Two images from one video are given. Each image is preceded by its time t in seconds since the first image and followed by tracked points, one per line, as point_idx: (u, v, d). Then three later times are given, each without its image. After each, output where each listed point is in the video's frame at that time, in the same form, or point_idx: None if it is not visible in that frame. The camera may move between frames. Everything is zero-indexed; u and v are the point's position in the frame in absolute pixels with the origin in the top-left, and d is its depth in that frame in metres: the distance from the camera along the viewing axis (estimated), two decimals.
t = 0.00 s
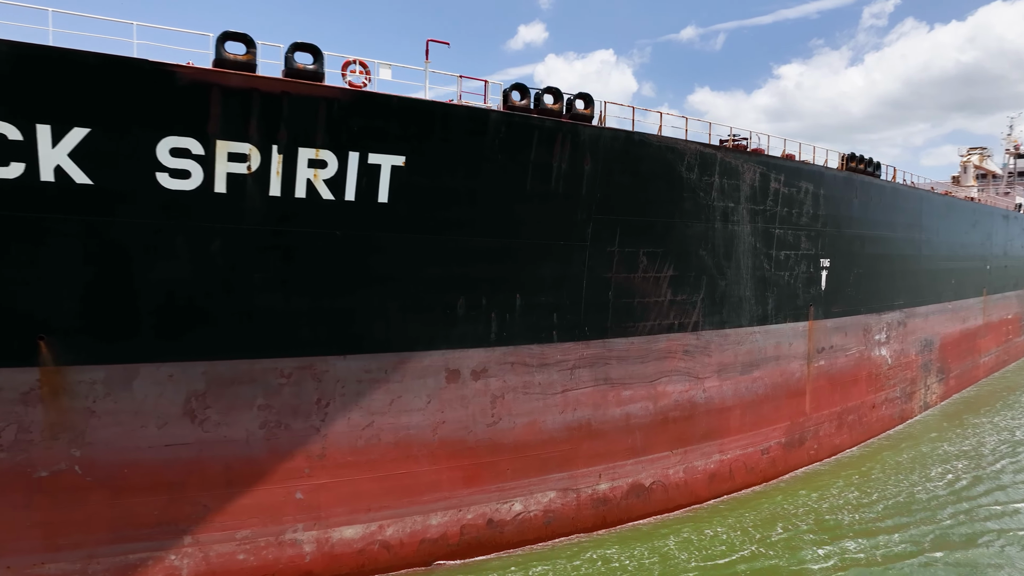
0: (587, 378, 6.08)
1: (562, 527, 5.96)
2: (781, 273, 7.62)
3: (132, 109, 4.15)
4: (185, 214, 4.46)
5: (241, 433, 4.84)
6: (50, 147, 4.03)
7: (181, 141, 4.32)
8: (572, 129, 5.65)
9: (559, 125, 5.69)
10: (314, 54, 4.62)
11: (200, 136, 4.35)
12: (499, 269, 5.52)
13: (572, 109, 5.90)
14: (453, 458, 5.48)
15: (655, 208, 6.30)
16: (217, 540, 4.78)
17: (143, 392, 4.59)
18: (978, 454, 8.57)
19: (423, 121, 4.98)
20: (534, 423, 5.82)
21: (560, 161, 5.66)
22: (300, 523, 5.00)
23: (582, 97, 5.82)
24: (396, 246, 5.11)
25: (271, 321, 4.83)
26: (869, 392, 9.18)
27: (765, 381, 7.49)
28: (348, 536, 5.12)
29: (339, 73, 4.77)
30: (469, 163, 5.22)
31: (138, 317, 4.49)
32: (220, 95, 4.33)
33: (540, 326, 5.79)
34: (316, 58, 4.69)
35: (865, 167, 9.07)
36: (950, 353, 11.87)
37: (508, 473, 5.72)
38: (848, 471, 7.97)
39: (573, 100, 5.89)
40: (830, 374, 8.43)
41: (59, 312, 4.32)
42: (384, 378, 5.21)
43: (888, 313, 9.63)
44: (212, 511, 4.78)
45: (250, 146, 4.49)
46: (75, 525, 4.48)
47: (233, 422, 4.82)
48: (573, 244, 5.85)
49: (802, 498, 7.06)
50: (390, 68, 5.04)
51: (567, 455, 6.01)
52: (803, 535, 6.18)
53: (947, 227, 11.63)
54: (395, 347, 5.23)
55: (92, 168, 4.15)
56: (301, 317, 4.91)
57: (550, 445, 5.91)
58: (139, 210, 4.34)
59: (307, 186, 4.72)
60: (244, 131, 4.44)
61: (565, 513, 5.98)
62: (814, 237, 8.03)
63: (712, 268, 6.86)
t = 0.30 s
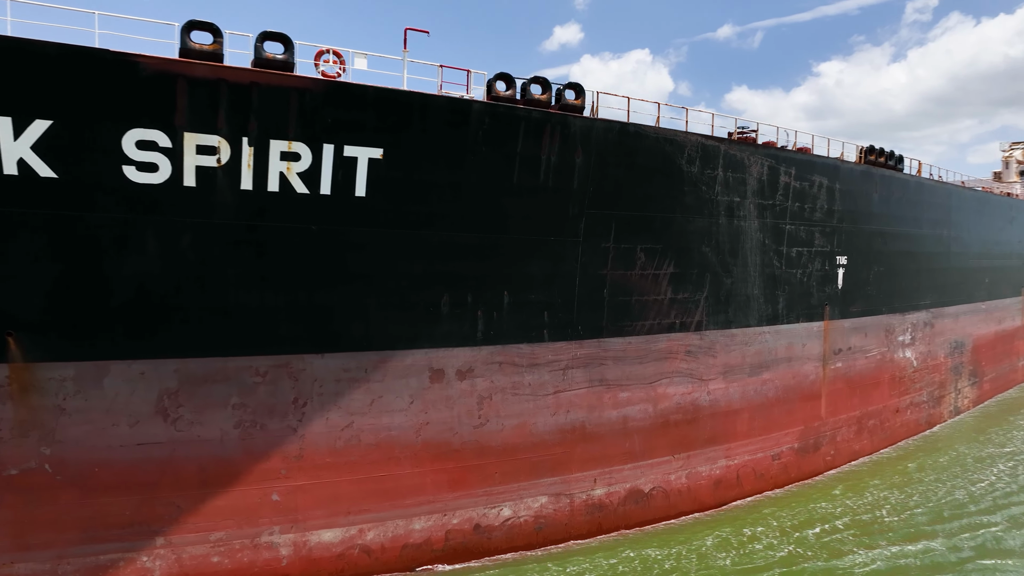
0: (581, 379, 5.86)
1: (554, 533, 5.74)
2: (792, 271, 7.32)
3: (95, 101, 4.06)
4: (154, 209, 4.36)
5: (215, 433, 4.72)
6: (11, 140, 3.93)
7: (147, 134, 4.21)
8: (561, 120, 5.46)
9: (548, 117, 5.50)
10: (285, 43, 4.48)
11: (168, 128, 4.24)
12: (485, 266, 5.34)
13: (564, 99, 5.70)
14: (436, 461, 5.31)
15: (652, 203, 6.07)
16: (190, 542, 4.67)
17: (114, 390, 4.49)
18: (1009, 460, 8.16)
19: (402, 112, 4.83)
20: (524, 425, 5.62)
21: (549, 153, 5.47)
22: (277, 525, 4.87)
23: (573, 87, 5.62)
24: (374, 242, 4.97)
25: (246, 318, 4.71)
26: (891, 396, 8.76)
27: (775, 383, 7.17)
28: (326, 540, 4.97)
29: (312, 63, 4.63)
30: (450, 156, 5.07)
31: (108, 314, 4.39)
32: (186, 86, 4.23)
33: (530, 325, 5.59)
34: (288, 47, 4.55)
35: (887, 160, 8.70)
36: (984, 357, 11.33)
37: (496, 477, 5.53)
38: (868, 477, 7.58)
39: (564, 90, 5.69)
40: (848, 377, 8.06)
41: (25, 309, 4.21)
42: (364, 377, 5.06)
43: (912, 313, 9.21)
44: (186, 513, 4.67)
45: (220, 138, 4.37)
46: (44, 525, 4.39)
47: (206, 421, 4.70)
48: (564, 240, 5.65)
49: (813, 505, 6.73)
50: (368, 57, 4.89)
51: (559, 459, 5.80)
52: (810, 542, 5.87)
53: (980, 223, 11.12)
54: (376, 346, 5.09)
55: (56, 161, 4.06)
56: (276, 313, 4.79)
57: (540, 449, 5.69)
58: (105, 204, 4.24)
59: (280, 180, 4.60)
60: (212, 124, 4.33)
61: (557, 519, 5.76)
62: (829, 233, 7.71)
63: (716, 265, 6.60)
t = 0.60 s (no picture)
0: (580, 380, 5.67)
1: (549, 539, 5.54)
2: (808, 268, 7.00)
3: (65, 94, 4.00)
4: (128, 203, 4.30)
5: (194, 431, 4.66)
6: None
7: (119, 127, 4.15)
8: (554, 111, 5.28)
9: (540, 108, 5.32)
10: (260, 33, 4.40)
11: (141, 121, 4.18)
12: (475, 262, 5.19)
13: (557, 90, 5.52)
14: (424, 462, 5.17)
15: (654, 198, 5.85)
16: (168, 541, 4.61)
17: (91, 387, 4.44)
18: None
19: (384, 103, 4.71)
20: (516, 427, 5.44)
21: (542, 146, 5.29)
22: (257, 526, 4.78)
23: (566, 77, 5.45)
24: (357, 238, 4.85)
25: (225, 315, 4.63)
26: (919, 401, 8.35)
27: (790, 386, 6.86)
28: (309, 541, 4.86)
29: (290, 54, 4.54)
30: (435, 149, 4.93)
31: (84, 309, 4.34)
32: (157, 77, 4.16)
33: (523, 323, 5.41)
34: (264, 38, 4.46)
35: (915, 153, 8.30)
36: None
37: (486, 480, 5.36)
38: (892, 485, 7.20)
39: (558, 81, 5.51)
40: (871, 380, 7.68)
41: None
42: (347, 377, 4.94)
43: (943, 314, 8.77)
44: (164, 511, 4.61)
45: (194, 131, 4.30)
46: (22, 521, 4.37)
47: (185, 419, 4.64)
48: (558, 236, 5.46)
49: (828, 514, 6.40)
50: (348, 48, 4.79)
51: (554, 462, 5.60)
52: (819, 554, 5.56)
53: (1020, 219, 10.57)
54: (360, 344, 4.96)
55: (26, 154, 4.01)
56: (256, 310, 4.70)
57: (533, 452, 5.51)
58: (77, 199, 4.18)
59: (258, 173, 4.51)
60: (186, 116, 4.26)
61: (552, 524, 5.56)
62: (849, 230, 7.37)
63: (724, 262, 6.33)
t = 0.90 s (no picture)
0: (579, 381, 5.49)
1: (545, 544, 5.37)
2: (828, 266, 6.69)
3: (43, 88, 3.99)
4: (109, 198, 4.27)
5: (178, 428, 4.62)
6: None
7: (98, 122, 4.14)
8: (549, 102, 5.12)
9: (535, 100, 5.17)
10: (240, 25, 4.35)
11: (120, 116, 4.16)
12: (466, 258, 5.05)
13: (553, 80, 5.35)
14: (414, 463, 5.05)
15: (657, 191, 5.63)
16: (152, 538, 4.57)
17: (76, 383, 4.43)
18: None
19: (369, 96, 4.62)
20: (510, 428, 5.29)
21: (536, 139, 5.14)
22: (242, 524, 4.72)
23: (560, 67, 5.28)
24: (343, 233, 4.76)
25: (209, 311, 4.58)
26: (952, 407, 7.92)
27: (807, 389, 6.56)
28: (295, 541, 4.79)
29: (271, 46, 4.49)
30: (424, 142, 4.82)
31: (67, 304, 4.33)
32: (134, 71, 4.13)
33: (518, 321, 5.26)
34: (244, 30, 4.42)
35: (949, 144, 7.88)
36: None
37: (479, 482, 5.22)
38: (919, 494, 6.82)
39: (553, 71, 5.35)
40: (898, 384, 7.31)
41: None
42: (334, 374, 4.86)
43: (979, 315, 8.33)
44: (148, 508, 4.58)
45: (173, 125, 4.27)
46: (7, 516, 4.37)
47: (169, 415, 4.60)
48: (555, 231, 5.29)
49: (847, 523, 6.09)
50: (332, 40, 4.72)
51: (551, 464, 5.44)
52: (831, 567, 5.27)
53: None
54: (347, 342, 4.88)
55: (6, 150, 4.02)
56: (241, 307, 4.64)
57: (528, 454, 5.36)
58: (57, 193, 4.17)
59: (240, 168, 4.45)
60: (165, 110, 4.23)
61: (548, 529, 5.39)
62: (873, 226, 7.02)
63: (735, 259, 6.07)
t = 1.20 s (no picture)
0: (579, 381, 5.33)
1: (543, 548, 5.22)
2: (852, 264, 6.37)
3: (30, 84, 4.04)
4: (98, 194, 4.30)
5: (169, 423, 4.63)
6: None
7: (85, 118, 4.18)
8: (545, 94, 4.99)
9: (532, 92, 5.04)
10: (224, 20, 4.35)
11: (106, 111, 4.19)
12: (460, 254, 4.95)
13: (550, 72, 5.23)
14: (407, 462, 4.97)
15: (662, 185, 5.44)
16: (143, 532, 4.57)
17: (69, 376, 4.47)
18: None
19: (357, 89, 4.57)
20: (507, 428, 5.16)
21: (532, 132, 5.01)
22: (232, 521, 4.70)
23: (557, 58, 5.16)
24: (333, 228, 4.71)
25: (199, 307, 4.58)
26: (992, 414, 7.48)
27: (828, 393, 6.26)
28: (285, 539, 4.75)
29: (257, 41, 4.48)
30: (415, 135, 4.75)
31: (60, 299, 4.38)
32: (118, 67, 4.15)
33: (515, 319, 5.13)
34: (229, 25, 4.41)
35: (989, 136, 7.44)
36: None
37: (474, 483, 5.11)
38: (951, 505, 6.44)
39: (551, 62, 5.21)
40: (930, 389, 6.93)
41: None
42: (324, 371, 4.81)
43: (1023, 317, 7.87)
44: (139, 502, 4.59)
45: (160, 121, 4.28)
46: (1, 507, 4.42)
47: (160, 410, 4.62)
48: (552, 226, 5.15)
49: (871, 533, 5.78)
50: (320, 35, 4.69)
51: (549, 467, 5.29)
52: None
53: None
54: (338, 338, 4.82)
55: None
56: (231, 302, 4.63)
57: (525, 455, 5.22)
58: (47, 188, 4.21)
59: (227, 163, 4.44)
60: (150, 105, 4.25)
61: (546, 533, 5.23)
62: (901, 221, 6.68)
63: (748, 256, 5.82)
